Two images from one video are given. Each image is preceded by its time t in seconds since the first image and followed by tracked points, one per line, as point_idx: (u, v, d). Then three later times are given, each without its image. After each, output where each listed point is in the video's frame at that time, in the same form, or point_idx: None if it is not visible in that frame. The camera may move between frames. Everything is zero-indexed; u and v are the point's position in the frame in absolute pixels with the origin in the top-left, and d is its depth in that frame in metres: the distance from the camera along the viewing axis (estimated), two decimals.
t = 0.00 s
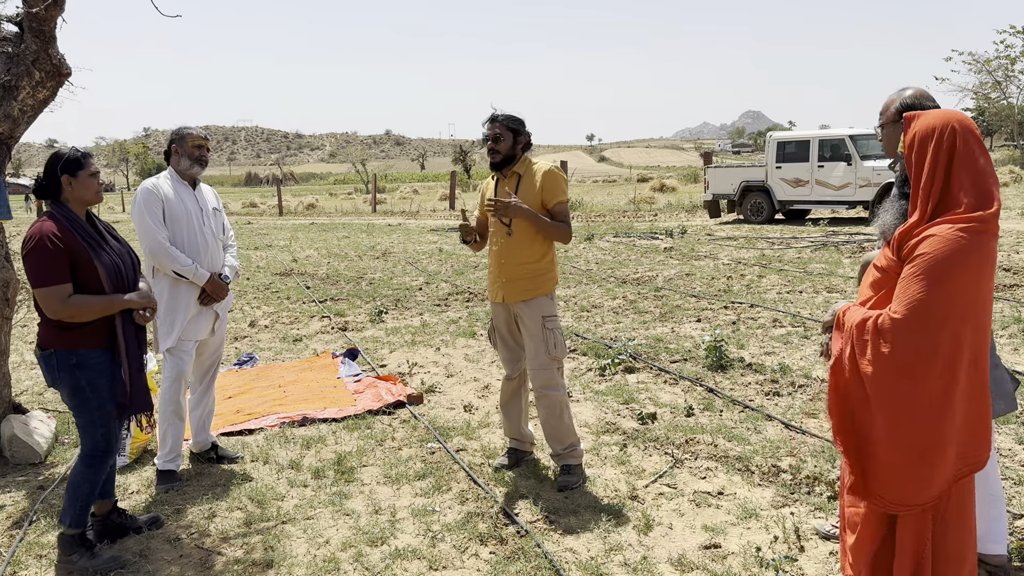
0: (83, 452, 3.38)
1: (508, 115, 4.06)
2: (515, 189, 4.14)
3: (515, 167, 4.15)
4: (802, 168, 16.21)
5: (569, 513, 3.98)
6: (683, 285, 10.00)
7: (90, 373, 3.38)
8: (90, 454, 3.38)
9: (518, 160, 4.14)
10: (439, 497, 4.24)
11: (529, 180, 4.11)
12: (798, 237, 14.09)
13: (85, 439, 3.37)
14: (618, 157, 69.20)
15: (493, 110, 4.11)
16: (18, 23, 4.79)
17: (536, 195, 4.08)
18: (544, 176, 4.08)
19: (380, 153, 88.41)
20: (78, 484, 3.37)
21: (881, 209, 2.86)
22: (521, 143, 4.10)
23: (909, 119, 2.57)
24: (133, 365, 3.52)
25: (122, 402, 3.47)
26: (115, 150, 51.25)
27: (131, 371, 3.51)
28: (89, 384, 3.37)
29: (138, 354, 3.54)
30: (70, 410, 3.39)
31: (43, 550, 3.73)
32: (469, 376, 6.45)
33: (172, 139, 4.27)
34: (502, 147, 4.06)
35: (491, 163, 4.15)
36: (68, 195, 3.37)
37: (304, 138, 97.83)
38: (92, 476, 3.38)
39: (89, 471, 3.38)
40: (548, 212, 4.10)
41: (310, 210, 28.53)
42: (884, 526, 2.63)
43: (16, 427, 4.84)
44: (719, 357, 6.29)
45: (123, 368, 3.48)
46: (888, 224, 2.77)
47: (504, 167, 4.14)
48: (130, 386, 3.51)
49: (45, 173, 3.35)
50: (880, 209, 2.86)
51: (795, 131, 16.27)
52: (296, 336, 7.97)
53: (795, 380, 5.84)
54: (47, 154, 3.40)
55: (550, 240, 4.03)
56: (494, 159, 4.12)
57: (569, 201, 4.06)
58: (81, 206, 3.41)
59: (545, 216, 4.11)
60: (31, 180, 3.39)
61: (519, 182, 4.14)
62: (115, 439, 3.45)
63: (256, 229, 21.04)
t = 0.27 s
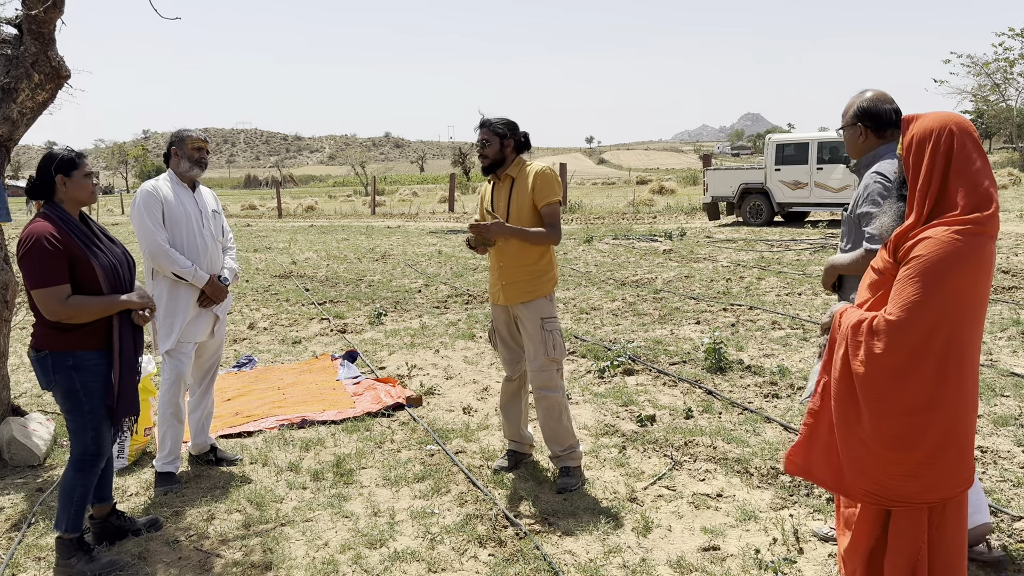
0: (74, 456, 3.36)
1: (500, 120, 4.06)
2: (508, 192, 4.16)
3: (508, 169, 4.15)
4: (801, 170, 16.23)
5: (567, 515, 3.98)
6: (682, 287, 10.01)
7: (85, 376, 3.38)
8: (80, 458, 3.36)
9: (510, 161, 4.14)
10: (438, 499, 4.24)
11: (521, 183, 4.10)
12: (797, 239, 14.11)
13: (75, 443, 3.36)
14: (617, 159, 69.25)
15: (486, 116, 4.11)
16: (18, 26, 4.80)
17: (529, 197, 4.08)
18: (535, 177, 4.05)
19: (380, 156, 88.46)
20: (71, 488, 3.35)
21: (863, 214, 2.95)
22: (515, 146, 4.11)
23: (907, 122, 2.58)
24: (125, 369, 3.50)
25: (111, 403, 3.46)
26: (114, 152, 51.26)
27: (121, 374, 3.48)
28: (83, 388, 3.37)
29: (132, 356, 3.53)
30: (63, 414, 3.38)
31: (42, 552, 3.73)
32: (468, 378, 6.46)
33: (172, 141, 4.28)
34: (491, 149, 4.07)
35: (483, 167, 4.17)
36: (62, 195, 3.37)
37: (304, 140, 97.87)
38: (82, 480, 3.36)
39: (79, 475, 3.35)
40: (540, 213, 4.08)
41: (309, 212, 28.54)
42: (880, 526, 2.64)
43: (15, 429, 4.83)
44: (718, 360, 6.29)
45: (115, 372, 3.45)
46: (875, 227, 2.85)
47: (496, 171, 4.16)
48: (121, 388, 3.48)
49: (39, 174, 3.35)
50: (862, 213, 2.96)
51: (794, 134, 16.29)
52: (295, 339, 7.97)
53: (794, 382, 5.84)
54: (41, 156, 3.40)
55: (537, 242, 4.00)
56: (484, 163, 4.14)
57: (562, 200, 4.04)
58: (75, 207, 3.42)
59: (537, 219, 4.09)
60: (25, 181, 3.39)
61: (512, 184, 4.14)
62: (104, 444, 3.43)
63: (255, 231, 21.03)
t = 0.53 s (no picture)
0: (68, 460, 3.37)
1: (503, 123, 4.07)
2: (507, 194, 4.16)
3: (506, 172, 4.16)
4: (801, 173, 16.24)
5: (567, 518, 3.98)
6: (682, 289, 10.01)
7: (85, 380, 3.38)
8: (75, 462, 3.37)
9: (509, 164, 4.14)
10: (438, 501, 4.24)
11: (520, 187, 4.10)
12: (797, 242, 14.12)
13: (71, 447, 3.37)
14: (617, 162, 69.29)
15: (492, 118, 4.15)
16: (19, 28, 4.81)
17: (528, 201, 4.08)
18: (534, 181, 4.04)
19: (380, 158, 88.53)
20: (67, 492, 3.36)
21: (847, 216, 3.04)
22: (515, 151, 4.11)
23: (907, 125, 2.59)
24: (125, 374, 3.50)
25: (110, 406, 3.45)
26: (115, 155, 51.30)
27: (122, 380, 3.48)
28: (82, 392, 3.38)
29: (132, 359, 3.53)
30: (60, 417, 3.39)
31: (42, 555, 3.73)
32: (469, 380, 6.46)
33: (173, 144, 4.29)
34: (490, 151, 4.09)
35: (484, 169, 4.18)
36: (60, 197, 3.38)
37: (304, 143, 97.95)
38: (77, 484, 3.37)
39: (74, 479, 3.36)
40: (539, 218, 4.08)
41: (309, 215, 28.57)
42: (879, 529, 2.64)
43: (16, 431, 4.83)
44: (719, 362, 6.29)
45: (116, 377, 3.45)
46: (863, 230, 2.95)
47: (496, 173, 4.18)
48: (120, 392, 3.48)
49: (37, 175, 3.35)
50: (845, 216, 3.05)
51: (794, 136, 16.30)
52: (295, 341, 7.98)
53: (794, 385, 5.84)
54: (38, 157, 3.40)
55: (534, 248, 4.01)
56: (483, 165, 4.16)
57: (562, 204, 4.06)
58: (73, 208, 3.42)
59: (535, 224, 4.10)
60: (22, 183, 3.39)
61: (511, 188, 4.14)
62: (100, 449, 3.43)
63: (256, 234, 21.04)
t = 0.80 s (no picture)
0: (66, 463, 3.37)
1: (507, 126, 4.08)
2: (510, 197, 4.17)
3: (509, 175, 4.16)
4: (801, 176, 16.24)
5: (569, 521, 3.97)
6: (684, 292, 10.01)
7: (86, 383, 3.38)
8: (73, 465, 3.36)
9: (512, 168, 4.14)
10: (440, 504, 4.24)
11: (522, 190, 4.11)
12: (799, 245, 14.12)
13: (70, 450, 3.37)
14: (618, 165, 69.31)
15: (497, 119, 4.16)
16: (22, 32, 4.82)
17: (530, 204, 4.08)
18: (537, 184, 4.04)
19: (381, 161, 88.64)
20: (66, 495, 3.37)
21: (856, 218, 3.21)
22: (518, 154, 4.12)
23: (908, 128, 2.59)
24: (136, 377, 3.54)
25: (128, 409, 3.53)
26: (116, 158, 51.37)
27: (134, 383, 3.53)
28: (83, 395, 3.38)
29: (143, 361, 3.58)
30: (59, 420, 3.38)
31: (44, 557, 3.73)
32: (470, 384, 6.45)
33: (175, 147, 4.29)
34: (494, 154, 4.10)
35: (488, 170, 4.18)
36: (61, 199, 3.38)
37: (305, 146, 98.06)
38: (77, 487, 3.37)
39: (73, 482, 3.36)
40: (540, 222, 4.09)
41: (310, 217, 28.60)
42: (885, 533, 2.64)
43: (17, 434, 4.83)
44: (720, 365, 6.29)
45: (127, 380, 3.50)
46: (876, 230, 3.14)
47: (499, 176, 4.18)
48: (133, 395, 3.54)
49: (38, 178, 3.36)
50: (854, 219, 3.22)
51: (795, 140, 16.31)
52: (296, 344, 7.98)
53: (796, 389, 5.84)
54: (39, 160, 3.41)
55: (534, 252, 4.01)
56: (488, 167, 4.16)
57: (565, 210, 4.07)
58: (75, 211, 3.43)
59: (536, 227, 4.10)
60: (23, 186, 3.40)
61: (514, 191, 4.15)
62: (99, 451, 3.43)
63: (257, 236, 21.07)
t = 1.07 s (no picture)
0: (67, 466, 3.37)
1: (509, 130, 4.08)
2: (512, 201, 4.17)
3: (511, 179, 4.15)
4: (803, 179, 16.24)
5: (570, 524, 3.97)
6: (685, 295, 10.01)
7: (88, 386, 3.39)
8: (74, 468, 3.36)
9: (515, 171, 4.14)
10: (441, 507, 4.24)
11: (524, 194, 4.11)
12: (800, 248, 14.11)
13: (71, 453, 3.37)
14: (619, 168, 69.35)
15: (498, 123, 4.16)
16: (24, 35, 4.84)
17: (531, 207, 4.08)
18: (540, 188, 4.05)
19: (382, 165, 88.69)
20: (67, 498, 3.37)
21: (860, 220, 3.31)
22: (520, 158, 4.12)
23: (909, 131, 2.59)
24: (132, 381, 3.53)
25: (117, 413, 3.49)
26: (118, 161, 51.45)
27: (130, 387, 3.52)
28: (85, 398, 3.38)
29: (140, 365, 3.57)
30: (60, 423, 3.38)
31: (45, 560, 3.73)
32: (471, 386, 6.45)
33: (177, 150, 4.30)
34: (496, 158, 4.09)
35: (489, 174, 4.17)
36: (64, 202, 3.39)
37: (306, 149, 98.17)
38: (78, 490, 3.37)
39: (74, 485, 3.37)
40: (543, 225, 4.10)
41: (312, 221, 28.62)
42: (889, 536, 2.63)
43: (19, 436, 4.83)
44: (721, 369, 6.29)
45: (123, 385, 3.48)
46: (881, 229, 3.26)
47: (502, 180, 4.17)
48: (128, 399, 3.52)
49: (41, 180, 3.37)
50: (857, 220, 3.32)
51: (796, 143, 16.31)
52: (298, 347, 7.98)
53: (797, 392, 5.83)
54: (42, 163, 3.42)
55: (539, 257, 4.03)
56: (489, 171, 4.16)
57: (568, 214, 4.09)
58: (77, 214, 3.43)
59: (539, 231, 4.12)
60: (26, 189, 3.41)
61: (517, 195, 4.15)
62: (100, 454, 3.43)
63: (258, 239, 21.09)
